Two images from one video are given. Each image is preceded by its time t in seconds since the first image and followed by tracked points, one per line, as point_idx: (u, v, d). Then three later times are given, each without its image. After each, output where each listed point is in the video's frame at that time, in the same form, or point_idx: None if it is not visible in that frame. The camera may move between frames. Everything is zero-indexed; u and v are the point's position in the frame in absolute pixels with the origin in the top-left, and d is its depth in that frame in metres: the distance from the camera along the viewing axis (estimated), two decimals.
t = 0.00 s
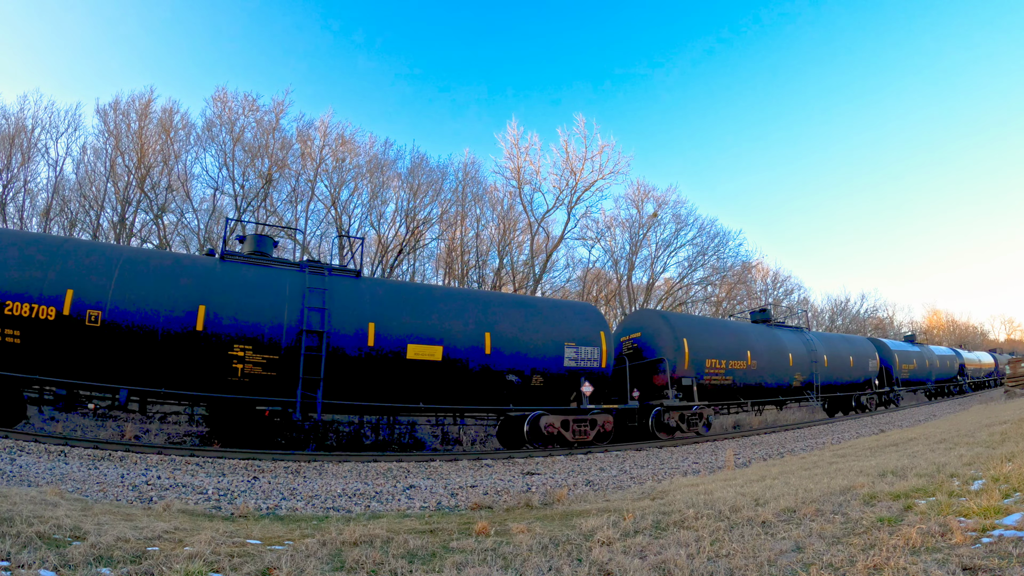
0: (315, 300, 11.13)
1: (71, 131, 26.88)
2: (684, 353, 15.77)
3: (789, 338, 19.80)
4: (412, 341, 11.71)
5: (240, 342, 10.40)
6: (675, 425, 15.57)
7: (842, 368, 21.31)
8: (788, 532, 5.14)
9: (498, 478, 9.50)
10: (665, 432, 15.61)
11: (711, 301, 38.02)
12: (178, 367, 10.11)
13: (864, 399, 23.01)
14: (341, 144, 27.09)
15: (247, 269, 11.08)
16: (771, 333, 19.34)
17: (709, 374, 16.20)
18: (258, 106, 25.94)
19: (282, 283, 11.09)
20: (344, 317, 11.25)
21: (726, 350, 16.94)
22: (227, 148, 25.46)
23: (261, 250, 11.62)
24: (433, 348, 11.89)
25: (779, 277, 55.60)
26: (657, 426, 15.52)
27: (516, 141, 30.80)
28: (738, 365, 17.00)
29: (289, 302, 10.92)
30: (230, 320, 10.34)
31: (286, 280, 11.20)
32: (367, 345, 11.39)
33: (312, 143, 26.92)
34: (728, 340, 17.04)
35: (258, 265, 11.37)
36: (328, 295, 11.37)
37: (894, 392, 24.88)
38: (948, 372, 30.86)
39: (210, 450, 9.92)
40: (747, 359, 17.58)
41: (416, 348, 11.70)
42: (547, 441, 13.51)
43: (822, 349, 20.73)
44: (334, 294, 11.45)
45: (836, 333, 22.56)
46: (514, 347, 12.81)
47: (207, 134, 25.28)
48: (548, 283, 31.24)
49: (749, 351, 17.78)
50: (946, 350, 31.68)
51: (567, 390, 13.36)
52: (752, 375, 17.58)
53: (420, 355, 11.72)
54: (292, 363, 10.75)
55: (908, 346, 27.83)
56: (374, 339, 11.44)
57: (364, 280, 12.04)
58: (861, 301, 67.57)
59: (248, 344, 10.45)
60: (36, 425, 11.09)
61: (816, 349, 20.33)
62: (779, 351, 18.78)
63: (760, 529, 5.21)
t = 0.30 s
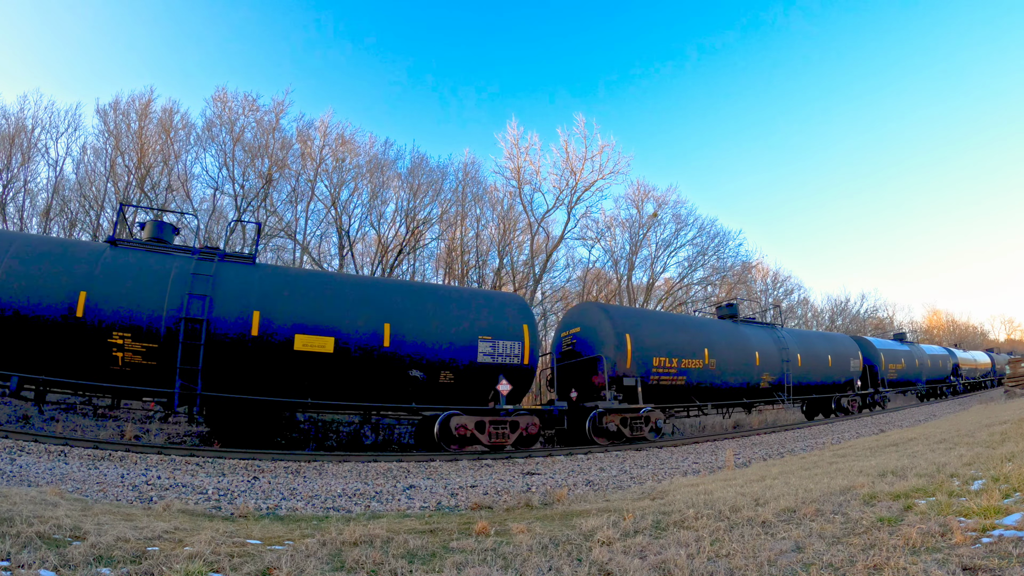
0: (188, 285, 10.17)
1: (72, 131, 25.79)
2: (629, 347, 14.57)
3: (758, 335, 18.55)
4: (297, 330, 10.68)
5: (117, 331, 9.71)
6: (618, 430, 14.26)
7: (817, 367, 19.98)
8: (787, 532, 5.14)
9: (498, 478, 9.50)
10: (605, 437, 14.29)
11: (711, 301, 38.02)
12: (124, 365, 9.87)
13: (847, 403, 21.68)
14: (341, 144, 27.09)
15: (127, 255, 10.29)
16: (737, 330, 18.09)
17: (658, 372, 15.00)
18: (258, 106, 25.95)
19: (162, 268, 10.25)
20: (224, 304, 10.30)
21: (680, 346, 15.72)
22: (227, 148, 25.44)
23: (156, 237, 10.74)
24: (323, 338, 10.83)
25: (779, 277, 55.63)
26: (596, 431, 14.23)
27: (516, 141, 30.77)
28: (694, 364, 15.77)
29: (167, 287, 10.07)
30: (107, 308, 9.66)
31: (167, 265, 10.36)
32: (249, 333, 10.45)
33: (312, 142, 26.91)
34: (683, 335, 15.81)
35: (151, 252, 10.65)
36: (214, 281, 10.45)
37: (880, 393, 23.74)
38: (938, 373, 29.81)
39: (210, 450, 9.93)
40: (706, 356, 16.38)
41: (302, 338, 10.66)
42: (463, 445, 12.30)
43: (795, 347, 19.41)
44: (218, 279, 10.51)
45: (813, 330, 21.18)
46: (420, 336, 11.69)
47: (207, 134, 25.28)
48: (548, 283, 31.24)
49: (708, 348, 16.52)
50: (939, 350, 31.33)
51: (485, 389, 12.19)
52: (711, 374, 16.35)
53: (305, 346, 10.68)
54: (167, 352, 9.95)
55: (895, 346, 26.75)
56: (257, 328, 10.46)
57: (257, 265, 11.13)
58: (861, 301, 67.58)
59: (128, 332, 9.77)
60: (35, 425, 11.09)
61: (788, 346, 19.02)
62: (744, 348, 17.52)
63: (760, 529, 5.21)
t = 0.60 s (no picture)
0: (68, 268, 9.63)
1: (73, 130, 24.98)
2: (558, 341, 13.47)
3: (719, 332, 17.31)
4: (177, 316, 9.98)
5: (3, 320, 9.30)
6: (544, 433, 13.10)
7: (787, 365, 18.69)
8: (787, 532, 5.14)
9: (498, 478, 9.50)
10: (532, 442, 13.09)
11: (711, 301, 37.99)
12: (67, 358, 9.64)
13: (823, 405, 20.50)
14: (341, 144, 27.07)
15: (17, 242, 9.84)
16: (694, 325, 16.88)
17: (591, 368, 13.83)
18: (258, 106, 25.92)
19: (51, 255, 9.75)
20: (105, 289, 9.71)
21: (620, 342, 14.54)
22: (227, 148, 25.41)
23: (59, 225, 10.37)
24: (203, 326, 10.11)
25: (779, 277, 55.61)
26: (520, 434, 13.10)
27: (516, 141, 30.74)
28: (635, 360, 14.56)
29: (53, 274, 9.56)
30: None
31: (55, 249, 9.85)
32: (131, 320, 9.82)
33: (312, 142, 26.88)
34: (626, 329, 14.61)
35: (49, 238, 10.26)
36: (99, 267, 9.89)
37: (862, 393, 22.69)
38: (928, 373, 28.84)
39: (210, 450, 9.93)
40: (654, 352, 15.21)
41: (181, 325, 9.95)
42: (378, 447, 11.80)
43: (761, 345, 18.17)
44: (104, 265, 9.93)
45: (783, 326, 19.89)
46: (320, 322, 10.85)
47: (207, 134, 25.26)
48: (548, 283, 31.24)
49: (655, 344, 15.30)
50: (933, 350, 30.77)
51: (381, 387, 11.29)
52: (659, 372, 15.15)
53: (183, 333, 9.97)
54: (52, 340, 9.49)
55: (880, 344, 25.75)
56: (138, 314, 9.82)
57: (151, 250, 10.50)
58: (861, 301, 67.63)
59: (11, 319, 9.34)
60: (36, 425, 11.10)
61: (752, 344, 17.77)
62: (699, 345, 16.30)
63: (760, 529, 5.21)
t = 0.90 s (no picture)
0: None
1: (74, 131, 24.18)
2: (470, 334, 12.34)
3: (671, 327, 16.04)
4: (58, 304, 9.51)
5: None
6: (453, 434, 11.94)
7: (752, 363, 17.32)
8: (787, 532, 5.14)
9: (498, 478, 9.50)
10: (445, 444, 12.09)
11: (712, 301, 37.97)
12: None
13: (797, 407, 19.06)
14: (341, 144, 27.07)
15: None
16: (643, 320, 15.66)
17: (511, 363, 12.66)
18: (258, 106, 25.92)
19: None
20: None
21: (547, 336, 13.34)
22: (226, 148, 25.40)
23: None
24: (84, 312, 9.64)
25: (779, 277, 55.60)
26: (426, 436, 11.95)
27: (516, 141, 30.75)
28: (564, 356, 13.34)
29: None
30: None
31: None
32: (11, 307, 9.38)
33: (312, 142, 26.88)
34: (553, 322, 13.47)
35: None
36: None
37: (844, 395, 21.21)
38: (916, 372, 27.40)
39: (210, 450, 9.94)
40: (593, 350, 14.00)
41: (62, 312, 9.51)
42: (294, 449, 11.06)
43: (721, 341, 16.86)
44: None
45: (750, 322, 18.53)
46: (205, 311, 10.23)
47: (207, 134, 25.26)
48: (548, 283, 31.25)
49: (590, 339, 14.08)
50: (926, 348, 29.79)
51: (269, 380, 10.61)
52: (596, 369, 13.94)
53: (63, 320, 9.49)
54: None
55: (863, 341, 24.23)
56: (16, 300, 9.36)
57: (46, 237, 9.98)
58: (861, 301, 67.69)
59: None
60: (35, 425, 11.06)
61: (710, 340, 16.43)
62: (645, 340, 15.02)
63: (760, 529, 5.21)
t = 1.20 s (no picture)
0: None
1: (73, 131, 24.57)
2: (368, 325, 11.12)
3: (613, 321, 14.78)
4: None
5: None
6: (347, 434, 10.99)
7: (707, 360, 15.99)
8: (787, 532, 5.14)
9: (498, 478, 9.50)
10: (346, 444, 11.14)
11: (711, 301, 37.96)
12: None
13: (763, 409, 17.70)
14: (341, 144, 27.07)
15: None
16: (580, 314, 14.45)
17: (414, 357, 11.47)
18: (258, 106, 25.93)
19: None
20: None
21: (461, 328, 12.12)
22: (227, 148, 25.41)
23: None
24: None
25: (779, 277, 55.62)
26: (319, 435, 11.02)
27: (516, 141, 30.77)
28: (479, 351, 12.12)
29: None
30: None
31: None
32: None
33: (312, 142, 26.89)
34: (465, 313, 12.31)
35: None
36: None
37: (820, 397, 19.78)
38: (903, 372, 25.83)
39: (210, 450, 9.92)
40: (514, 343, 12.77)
41: None
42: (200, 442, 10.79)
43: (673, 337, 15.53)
44: None
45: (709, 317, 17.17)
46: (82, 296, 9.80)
47: (207, 134, 25.26)
48: (548, 283, 31.26)
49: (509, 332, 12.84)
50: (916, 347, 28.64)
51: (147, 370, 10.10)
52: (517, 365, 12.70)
53: None
54: None
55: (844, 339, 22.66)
56: None
57: None
58: (861, 301, 67.80)
59: None
60: (36, 425, 11.17)
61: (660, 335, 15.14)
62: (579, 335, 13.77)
63: (760, 529, 5.21)
